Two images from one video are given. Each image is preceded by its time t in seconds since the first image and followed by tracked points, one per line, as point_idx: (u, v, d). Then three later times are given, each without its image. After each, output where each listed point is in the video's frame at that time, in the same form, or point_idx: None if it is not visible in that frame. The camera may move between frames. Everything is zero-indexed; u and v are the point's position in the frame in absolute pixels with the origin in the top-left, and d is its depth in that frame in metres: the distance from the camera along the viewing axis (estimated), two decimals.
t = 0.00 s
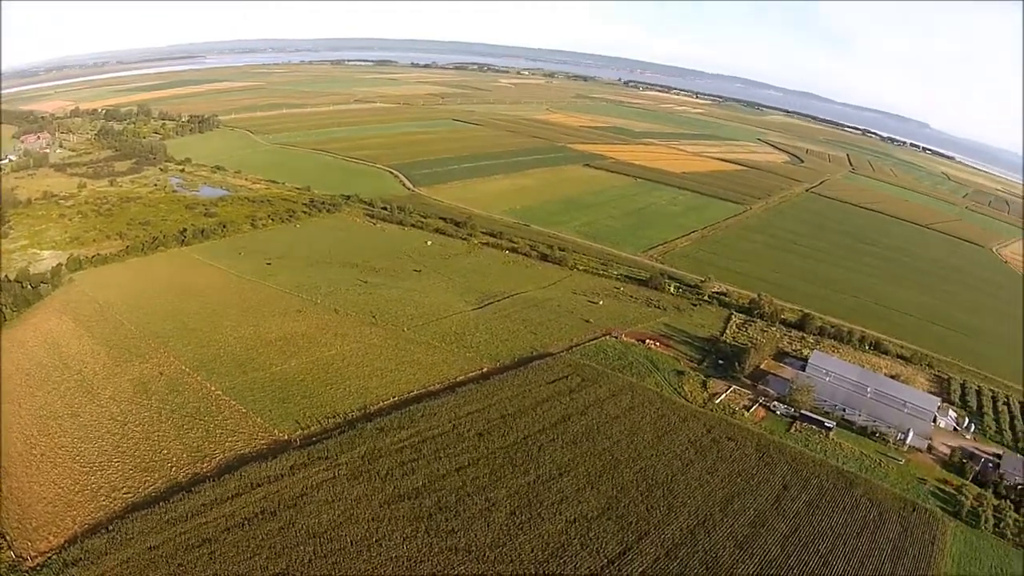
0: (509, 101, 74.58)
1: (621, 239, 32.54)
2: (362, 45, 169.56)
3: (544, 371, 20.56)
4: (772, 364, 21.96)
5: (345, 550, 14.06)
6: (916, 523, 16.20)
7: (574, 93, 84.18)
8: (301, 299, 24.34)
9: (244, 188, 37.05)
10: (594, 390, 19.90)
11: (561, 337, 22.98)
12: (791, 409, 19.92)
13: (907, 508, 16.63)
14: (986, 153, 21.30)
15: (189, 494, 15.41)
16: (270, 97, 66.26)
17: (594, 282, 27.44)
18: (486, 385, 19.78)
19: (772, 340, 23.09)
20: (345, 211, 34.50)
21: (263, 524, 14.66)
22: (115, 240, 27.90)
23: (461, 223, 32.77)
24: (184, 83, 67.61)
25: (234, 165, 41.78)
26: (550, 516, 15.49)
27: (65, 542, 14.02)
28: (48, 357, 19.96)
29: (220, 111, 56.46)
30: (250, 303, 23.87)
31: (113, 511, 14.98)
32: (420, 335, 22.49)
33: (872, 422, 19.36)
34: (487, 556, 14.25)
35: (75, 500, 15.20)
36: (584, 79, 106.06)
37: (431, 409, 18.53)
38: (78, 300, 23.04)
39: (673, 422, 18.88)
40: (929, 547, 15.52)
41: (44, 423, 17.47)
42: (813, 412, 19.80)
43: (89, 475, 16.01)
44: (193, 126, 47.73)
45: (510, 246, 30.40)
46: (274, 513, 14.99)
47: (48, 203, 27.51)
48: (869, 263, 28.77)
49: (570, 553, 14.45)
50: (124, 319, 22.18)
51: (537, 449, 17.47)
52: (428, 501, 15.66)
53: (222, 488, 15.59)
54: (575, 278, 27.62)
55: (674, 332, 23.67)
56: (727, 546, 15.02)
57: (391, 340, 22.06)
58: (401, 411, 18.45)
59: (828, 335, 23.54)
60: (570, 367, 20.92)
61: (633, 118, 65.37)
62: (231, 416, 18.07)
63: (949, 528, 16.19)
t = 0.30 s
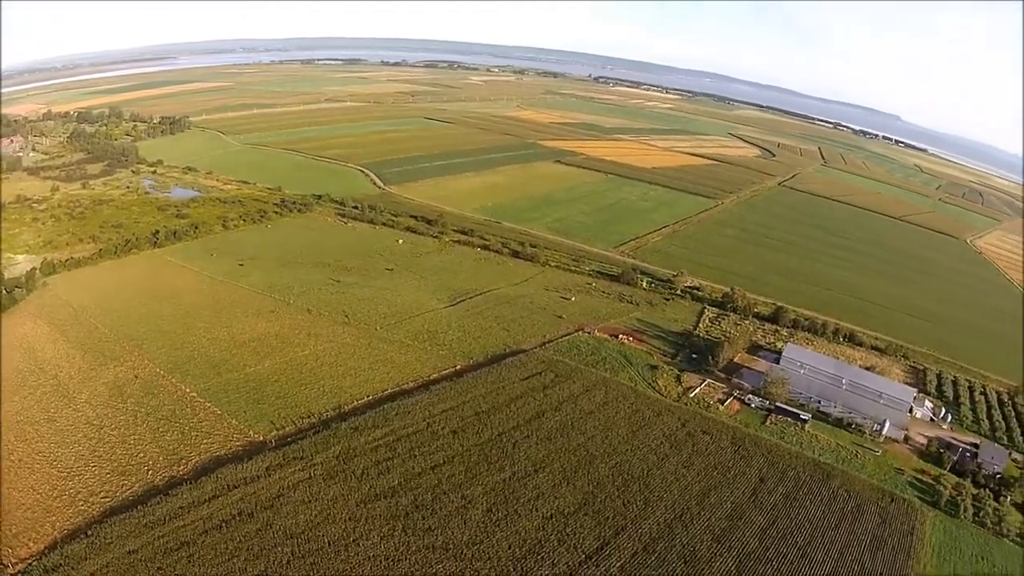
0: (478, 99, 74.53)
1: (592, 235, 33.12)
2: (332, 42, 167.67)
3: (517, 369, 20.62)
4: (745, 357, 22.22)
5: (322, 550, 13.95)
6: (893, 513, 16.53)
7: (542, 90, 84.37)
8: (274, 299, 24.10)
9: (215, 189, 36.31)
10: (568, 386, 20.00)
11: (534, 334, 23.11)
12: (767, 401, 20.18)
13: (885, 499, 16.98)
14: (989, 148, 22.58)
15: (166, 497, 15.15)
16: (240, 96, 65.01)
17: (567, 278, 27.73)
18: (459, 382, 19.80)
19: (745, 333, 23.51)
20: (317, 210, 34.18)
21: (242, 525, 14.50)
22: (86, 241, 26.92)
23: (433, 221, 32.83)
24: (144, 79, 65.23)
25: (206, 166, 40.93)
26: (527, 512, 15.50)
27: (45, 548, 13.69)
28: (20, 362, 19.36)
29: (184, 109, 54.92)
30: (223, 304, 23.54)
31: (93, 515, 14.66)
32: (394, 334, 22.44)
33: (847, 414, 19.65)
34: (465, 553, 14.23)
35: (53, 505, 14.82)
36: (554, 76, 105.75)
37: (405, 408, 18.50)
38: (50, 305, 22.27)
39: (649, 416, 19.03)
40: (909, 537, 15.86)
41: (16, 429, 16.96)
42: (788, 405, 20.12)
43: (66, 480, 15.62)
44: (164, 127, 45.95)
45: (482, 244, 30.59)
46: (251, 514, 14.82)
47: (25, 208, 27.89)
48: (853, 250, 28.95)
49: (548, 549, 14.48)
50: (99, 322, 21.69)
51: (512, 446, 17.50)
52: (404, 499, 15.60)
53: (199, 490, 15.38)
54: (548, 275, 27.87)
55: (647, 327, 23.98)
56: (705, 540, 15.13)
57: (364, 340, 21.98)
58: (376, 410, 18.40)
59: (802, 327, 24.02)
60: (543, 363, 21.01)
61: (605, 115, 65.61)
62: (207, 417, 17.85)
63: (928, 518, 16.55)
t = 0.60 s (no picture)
0: (447, 96, 74.55)
1: (564, 229, 33.48)
2: (300, 41, 165.70)
3: (492, 366, 20.64)
4: (719, 351, 22.52)
5: (301, 551, 13.86)
6: (872, 504, 16.72)
7: (510, 87, 84.51)
8: (248, 300, 23.91)
9: (185, 190, 35.21)
10: (543, 383, 20.07)
11: (508, 331, 23.18)
12: (743, 395, 20.37)
13: (863, 490, 17.15)
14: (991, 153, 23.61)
15: (144, 501, 14.95)
16: (209, 95, 63.63)
17: (540, 274, 27.89)
18: (434, 380, 19.82)
19: (719, 327, 23.77)
20: (289, 210, 33.80)
21: (220, 528, 14.37)
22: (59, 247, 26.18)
23: (404, 220, 32.81)
24: (106, 78, 63.09)
25: (177, 167, 39.47)
26: (504, 510, 15.51)
27: (25, 555, 13.42)
28: None
29: (149, 108, 53.47)
30: (195, 305, 23.14)
31: (73, 520, 14.42)
32: (368, 333, 22.37)
33: (823, 405, 19.99)
34: (443, 551, 14.21)
35: (33, 512, 14.54)
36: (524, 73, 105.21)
37: (381, 406, 18.48)
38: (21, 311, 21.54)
39: (625, 411, 19.11)
40: (888, 527, 16.02)
41: None
42: (763, 398, 20.27)
43: (45, 486, 15.32)
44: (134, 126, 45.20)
45: (454, 241, 30.65)
46: (229, 516, 14.68)
47: None
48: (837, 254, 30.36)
49: (526, 545, 14.50)
50: (73, 325, 21.20)
51: (488, 443, 17.52)
52: (381, 498, 15.56)
53: (177, 494, 15.20)
54: (519, 272, 27.93)
55: (620, 323, 24.06)
56: (683, 534, 15.20)
57: (338, 339, 21.89)
58: (351, 410, 18.35)
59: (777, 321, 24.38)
60: (517, 360, 21.05)
61: (577, 113, 65.74)
62: (184, 420, 17.65)
63: (906, 509, 16.75)
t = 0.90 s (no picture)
0: (418, 96, 74.70)
1: (537, 226, 33.94)
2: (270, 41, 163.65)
3: (466, 365, 20.69)
4: (694, 346, 22.82)
5: (280, 551, 13.75)
6: (850, 496, 16.90)
7: (479, 87, 84.76)
8: (222, 301, 23.81)
9: (158, 191, 34.63)
10: (518, 380, 20.16)
11: (482, 329, 23.29)
12: (718, 389, 20.57)
13: (842, 483, 17.33)
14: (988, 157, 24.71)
15: (123, 504, 14.76)
16: (180, 95, 62.58)
17: (514, 271, 28.15)
18: (408, 378, 19.86)
19: (694, 322, 24.16)
20: (262, 210, 33.77)
21: (198, 530, 14.20)
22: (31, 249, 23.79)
23: (377, 219, 32.93)
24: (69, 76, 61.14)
25: (151, 168, 38.62)
26: (481, 507, 15.48)
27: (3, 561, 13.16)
28: None
29: (117, 106, 52.08)
30: (170, 309, 22.95)
31: (52, 525, 14.20)
32: (342, 333, 22.38)
33: (800, 399, 20.22)
34: (421, 549, 14.15)
35: (10, 518, 14.25)
36: (496, 74, 105.15)
37: (356, 405, 18.46)
38: None
39: (600, 407, 19.21)
40: (868, 519, 16.16)
41: None
42: (738, 392, 20.51)
43: (22, 491, 15.05)
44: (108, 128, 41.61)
45: (427, 239, 30.82)
46: (207, 518, 14.51)
47: None
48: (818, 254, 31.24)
49: (503, 543, 14.48)
50: (47, 328, 20.74)
51: (464, 441, 17.53)
52: (358, 497, 15.48)
53: (155, 496, 15.02)
54: (492, 270, 28.22)
55: (594, 319, 24.31)
56: (661, 528, 15.23)
57: (312, 338, 21.87)
58: (326, 409, 18.31)
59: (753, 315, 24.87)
60: (492, 358, 21.14)
61: (550, 114, 66.38)
62: (160, 423, 17.47)
63: (885, 501, 16.96)
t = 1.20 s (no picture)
0: (391, 95, 74.78)
1: (511, 223, 34.35)
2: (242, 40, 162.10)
3: (443, 363, 20.76)
4: (671, 341, 23.11)
5: (261, 552, 13.67)
6: (831, 489, 16.99)
7: (451, 87, 84.92)
8: (198, 302, 23.75)
9: (134, 193, 34.23)
10: (494, 377, 20.26)
11: (459, 326, 23.40)
12: (695, 384, 20.75)
13: (822, 476, 17.43)
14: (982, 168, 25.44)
15: (103, 508, 14.62)
16: (151, 96, 61.71)
17: (490, 269, 28.35)
18: (385, 377, 19.93)
19: (671, 318, 24.50)
20: (237, 211, 33.78)
21: (179, 532, 14.09)
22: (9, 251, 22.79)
23: (351, 218, 33.05)
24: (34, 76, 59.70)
25: (128, 169, 37.91)
26: (460, 505, 15.50)
27: None
28: None
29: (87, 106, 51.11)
30: (145, 311, 22.81)
31: (31, 531, 14.02)
32: (319, 332, 22.42)
33: (776, 392, 20.56)
34: (402, 548, 14.12)
35: None
36: (472, 74, 104.94)
37: (334, 404, 18.50)
38: None
39: (577, 403, 19.32)
40: (848, 511, 16.25)
41: None
42: (716, 386, 20.68)
43: None
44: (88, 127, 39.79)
45: (401, 238, 30.98)
46: (187, 520, 14.40)
47: None
48: (800, 249, 31.72)
49: (484, 540, 14.47)
50: (23, 333, 20.48)
51: (442, 439, 17.57)
52: (337, 497, 15.45)
53: (134, 499, 14.89)
54: (466, 267, 28.47)
55: (569, 316, 24.52)
56: (641, 523, 15.29)
57: (288, 338, 21.91)
58: (303, 409, 18.31)
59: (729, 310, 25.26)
60: (468, 356, 21.24)
61: (526, 115, 66.78)
62: (138, 426, 17.38)
63: (866, 492, 17.08)
